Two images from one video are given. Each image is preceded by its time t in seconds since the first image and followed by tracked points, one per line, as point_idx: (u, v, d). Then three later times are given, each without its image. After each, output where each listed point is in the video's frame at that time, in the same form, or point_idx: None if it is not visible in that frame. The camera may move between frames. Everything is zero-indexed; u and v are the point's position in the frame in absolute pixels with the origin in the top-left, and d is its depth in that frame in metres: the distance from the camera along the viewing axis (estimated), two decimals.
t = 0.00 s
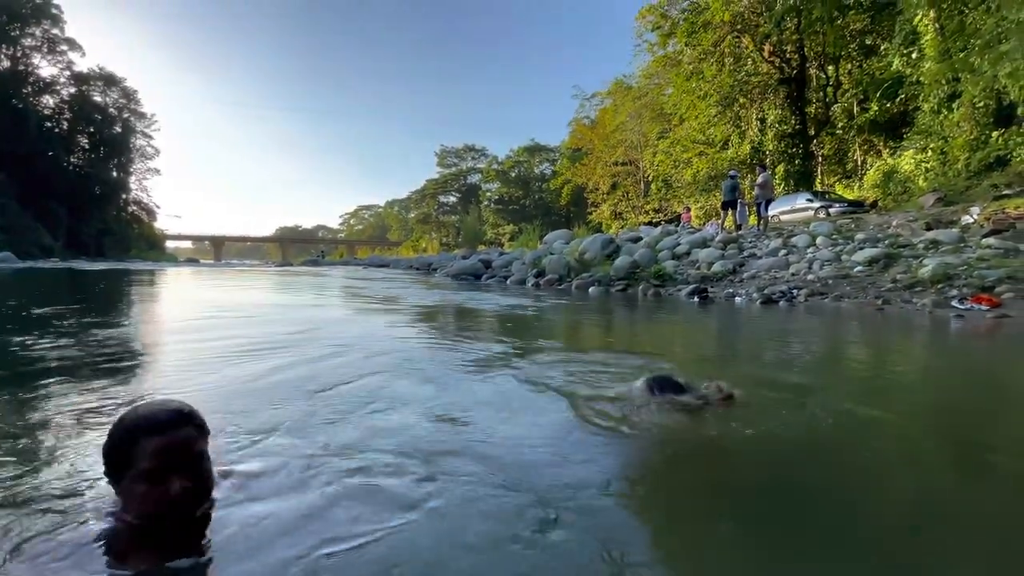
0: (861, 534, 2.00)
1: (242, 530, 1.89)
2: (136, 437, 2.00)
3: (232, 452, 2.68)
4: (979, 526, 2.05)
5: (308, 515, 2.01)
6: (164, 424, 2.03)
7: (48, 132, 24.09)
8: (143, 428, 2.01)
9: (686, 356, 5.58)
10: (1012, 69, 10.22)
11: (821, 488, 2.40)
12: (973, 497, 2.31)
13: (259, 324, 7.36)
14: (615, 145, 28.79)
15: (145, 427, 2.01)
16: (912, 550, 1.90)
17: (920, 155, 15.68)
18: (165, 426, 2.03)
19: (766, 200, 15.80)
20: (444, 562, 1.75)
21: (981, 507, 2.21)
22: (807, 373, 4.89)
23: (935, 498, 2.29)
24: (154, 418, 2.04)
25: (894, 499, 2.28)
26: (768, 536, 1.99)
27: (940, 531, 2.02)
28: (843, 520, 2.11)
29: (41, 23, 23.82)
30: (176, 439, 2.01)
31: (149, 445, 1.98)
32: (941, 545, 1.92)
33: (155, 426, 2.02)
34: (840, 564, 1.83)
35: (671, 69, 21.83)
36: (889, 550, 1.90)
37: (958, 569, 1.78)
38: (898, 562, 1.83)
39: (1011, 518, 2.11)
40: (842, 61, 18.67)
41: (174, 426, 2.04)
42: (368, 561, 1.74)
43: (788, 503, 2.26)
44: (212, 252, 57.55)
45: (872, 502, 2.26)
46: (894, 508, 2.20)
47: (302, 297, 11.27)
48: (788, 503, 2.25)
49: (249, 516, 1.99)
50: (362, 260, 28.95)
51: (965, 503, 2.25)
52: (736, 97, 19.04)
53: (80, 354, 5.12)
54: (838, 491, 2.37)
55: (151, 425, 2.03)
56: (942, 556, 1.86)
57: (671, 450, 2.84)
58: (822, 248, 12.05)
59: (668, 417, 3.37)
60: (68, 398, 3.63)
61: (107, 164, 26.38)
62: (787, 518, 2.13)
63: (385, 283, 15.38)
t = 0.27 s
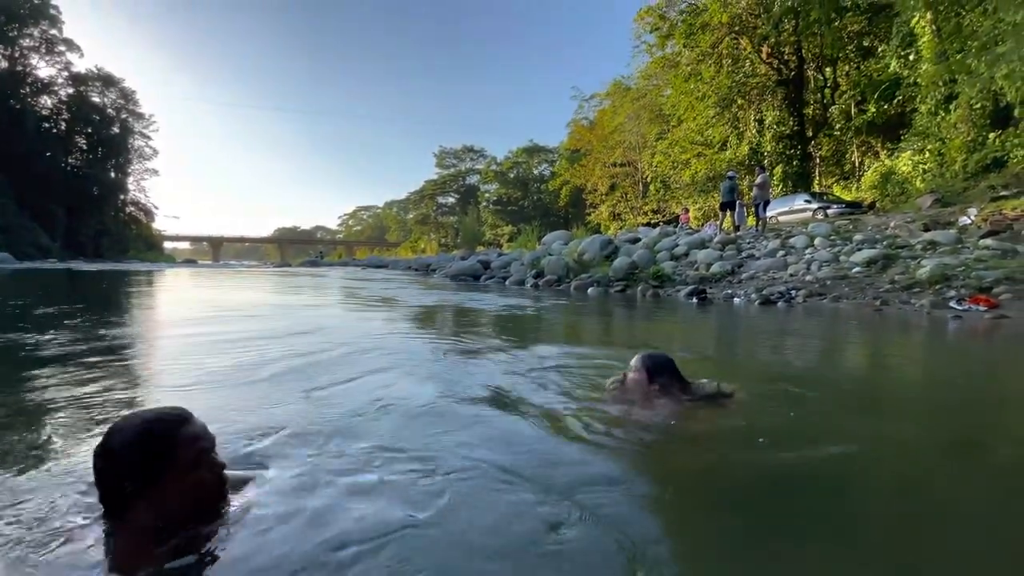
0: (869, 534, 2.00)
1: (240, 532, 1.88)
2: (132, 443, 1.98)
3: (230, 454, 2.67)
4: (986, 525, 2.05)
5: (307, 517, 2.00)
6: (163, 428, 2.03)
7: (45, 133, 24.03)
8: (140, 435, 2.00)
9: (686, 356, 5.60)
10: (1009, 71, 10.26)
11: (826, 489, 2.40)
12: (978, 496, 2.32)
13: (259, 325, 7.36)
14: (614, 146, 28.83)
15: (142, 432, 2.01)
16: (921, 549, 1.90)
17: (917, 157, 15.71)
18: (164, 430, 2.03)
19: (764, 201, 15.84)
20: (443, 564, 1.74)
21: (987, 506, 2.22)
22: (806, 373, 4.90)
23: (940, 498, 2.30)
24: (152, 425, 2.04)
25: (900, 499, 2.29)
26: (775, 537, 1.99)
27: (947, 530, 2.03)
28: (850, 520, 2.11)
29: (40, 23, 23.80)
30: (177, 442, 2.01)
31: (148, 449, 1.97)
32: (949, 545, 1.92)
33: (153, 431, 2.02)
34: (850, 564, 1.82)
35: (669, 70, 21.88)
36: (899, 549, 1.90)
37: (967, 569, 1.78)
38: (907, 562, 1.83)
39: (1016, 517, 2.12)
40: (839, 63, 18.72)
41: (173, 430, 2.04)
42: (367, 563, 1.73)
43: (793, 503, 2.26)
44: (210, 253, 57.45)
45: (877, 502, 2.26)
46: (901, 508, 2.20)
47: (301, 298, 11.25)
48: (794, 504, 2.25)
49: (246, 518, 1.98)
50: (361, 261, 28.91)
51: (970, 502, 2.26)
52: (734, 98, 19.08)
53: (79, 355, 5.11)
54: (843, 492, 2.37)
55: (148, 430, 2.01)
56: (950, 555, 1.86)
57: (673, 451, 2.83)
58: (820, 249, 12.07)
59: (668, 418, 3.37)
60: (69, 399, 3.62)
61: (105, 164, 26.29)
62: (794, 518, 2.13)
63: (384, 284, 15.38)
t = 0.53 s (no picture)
0: (879, 535, 1.96)
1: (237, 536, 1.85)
2: (124, 455, 1.70)
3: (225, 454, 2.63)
4: (996, 525, 2.02)
5: (305, 520, 1.97)
6: (160, 439, 1.75)
7: (42, 134, 23.92)
8: (133, 446, 1.72)
9: (685, 357, 5.57)
10: (1005, 72, 10.23)
11: (832, 489, 2.37)
12: (987, 497, 2.28)
13: (254, 326, 7.28)
14: (612, 147, 28.84)
15: (135, 443, 1.72)
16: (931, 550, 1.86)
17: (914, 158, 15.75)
18: (161, 441, 1.75)
19: (762, 202, 15.84)
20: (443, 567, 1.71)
21: (996, 506, 2.19)
22: (805, 374, 4.88)
23: (948, 498, 2.27)
24: (147, 433, 1.77)
25: (907, 499, 2.25)
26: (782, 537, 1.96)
27: (957, 530, 1.99)
28: (859, 521, 2.07)
29: (35, 23, 23.72)
30: (176, 457, 1.75)
31: (143, 463, 1.70)
32: (960, 544, 1.89)
33: (148, 444, 1.73)
34: (860, 565, 1.79)
35: (667, 71, 21.89)
36: (909, 549, 1.86)
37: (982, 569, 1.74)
38: (918, 562, 1.79)
39: None
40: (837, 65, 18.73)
41: (172, 442, 1.77)
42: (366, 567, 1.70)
43: (799, 504, 2.22)
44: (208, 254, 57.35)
45: (885, 502, 2.23)
46: (908, 507, 2.17)
47: (298, 299, 11.19)
48: (800, 504, 2.22)
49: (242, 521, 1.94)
50: (359, 262, 28.85)
51: (979, 502, 2.23)
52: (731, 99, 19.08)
53: (71, 357, 5.04)
54: (850, 491, 2.34)
55: (143, 441, 1.73)
56: (962, 555, 1.83)
57: (674, 452, 2.80)
58: (818, 250, 12.06)
59: (668, 417, 3.34)
60: (60, 401, 3.56)
61: (101, 165, 26.16)
62: (801, 518, 2.09)
63: (382, 284, 15.33)
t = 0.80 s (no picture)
0: (880, 536, 1.94)
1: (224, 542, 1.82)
2: (114, 469, 1.64)
3: (217, 456, 2.60)
4: (999, 525, 2.00)
5: (295, 525, 1.93)
6: (151, 451, 1.69)
7: (36, 133, 23.80)
8: (123, 459, 1.65)
9: (683, 357, 5.56)
10: (1000, 73, 10.25)
11: (832, 489, 2.34)
12: (989, 497, 2.26)
13: (251, 326, 7.24)
14: (609, 148, 28.85)
15: (124, 456, 1.66)
16: (934, 551, 1.84)
17: (910, 159, 15.76)
18: (152, 454, 1.69)
19: (759, 203, 15.85)
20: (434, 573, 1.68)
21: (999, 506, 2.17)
22: (802, 374, 4.86)
23: (947, 497, 2.26)
24: (139, 444, 1.71)
25: (905, 497, 2.25)
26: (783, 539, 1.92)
27: (960, 530, 1.97)
28: (860, 521, 2.05)
29: (30, 23, 23.61)
30: (167, 471, 1.69)
31: (133, 477, 1.63)
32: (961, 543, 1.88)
33: (138, 456, 1.67)
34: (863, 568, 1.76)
35: (664, 72, 21.92)
36: (909, 548, 1.85)
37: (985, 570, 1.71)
38: (921, 563, 1.76)
39: None
40: (833, 66, 18.78)
41: (163, 453, 1.71)
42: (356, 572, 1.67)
43: (800, 504, 2.19)
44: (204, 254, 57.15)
45: (886, 502, 2.20)
46: (909, 508, 2.15)
47: (295, 299, 11.15)
48: (800, 505, 2.19)
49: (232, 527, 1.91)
50: (356, 263, 28.80)
51: (980, 502, 2.21)
52: (728, 100, 19.10)
53: (65, 357, 5.00)
54: (848, 490, 2.33)
55: (133, 454, 1.67)
56: (965, 556, 1.80)
57: (672, 453, 2.77)
58: (815, 250, 12.08)
59: (666, 418, 3.32)
60: (53, 401, 3.53)
61: (97, 164, 26.05)
62: (801, 519, 2.06)
63: (379, 285, 15.29)
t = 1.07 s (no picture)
0: (892, 538, 1.94)
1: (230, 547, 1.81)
2: (99, 475, 1.60)
3: (217, 457, 2.60)
4: (1004, 524, 2.02)
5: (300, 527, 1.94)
6: (138, 459, 1.64)
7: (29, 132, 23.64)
8: (109, 465, 1.61)
9: (680, 356, 5.60)
10: (994, 74, 10.31)
11: (839, 490, 2.35)
12: (994, 496, 2.28)
13: (248, 326, 7.24)
14: (605, 148, 28.90)
15: (113, 461, 1.61)
16: (949, 553, 1.84)
17: (904, 158, 15.85)
18: (140, 461, 1.64)
19: (754, 202, 15.93)
20: None
21: (1005, 505, 2.19)
22: (798, 372, 4.90)
23: (939, 494, 2.30)
24: (128, 449, 1.65)
25: (898, 495, 2.29)
26: (794, 541, 1.93)
27: (968, 531, 1.98)
28: (869, 523, 2.05)
29: (23, 21, 23.44)
30: (155, 480, 1.64)
31: (118, 485, 1.59)
32: (953, 540, 1.92)
33: (127, 463, 1.62)
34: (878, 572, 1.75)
35: (660, 71, 21.98)
36: (904, 545, 1.89)
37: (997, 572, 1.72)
38: (932, 564, 1.77)
39: None
40: (828, 66, 18.87)
41: (153, 461, 1.66)
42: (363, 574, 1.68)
43: (807, 505, 2.20)
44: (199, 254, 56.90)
45: (894, 503, 2.21)
46: (919, 508, 2.15)
47: (292, 298, 11.14)
48: (807, 506, 2.19)
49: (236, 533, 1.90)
50: (352, 262, 28.75)
51: (986, 502, 2.22)
52: (724, 99, 19.20)
53: (62, 357, 4.99)
54: (843, 488, 2.37)
55: (120, 459, 1.62)
56: (978, 556, 1.81)
57: (677, 453, 2.77)
58: (810, 249, 12.16)
59: (665, 416, 3.34)
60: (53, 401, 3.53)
61: (90, 164, 25.87)
62: (811, 522, 2.07)
63: (376, 284, 15.29)
